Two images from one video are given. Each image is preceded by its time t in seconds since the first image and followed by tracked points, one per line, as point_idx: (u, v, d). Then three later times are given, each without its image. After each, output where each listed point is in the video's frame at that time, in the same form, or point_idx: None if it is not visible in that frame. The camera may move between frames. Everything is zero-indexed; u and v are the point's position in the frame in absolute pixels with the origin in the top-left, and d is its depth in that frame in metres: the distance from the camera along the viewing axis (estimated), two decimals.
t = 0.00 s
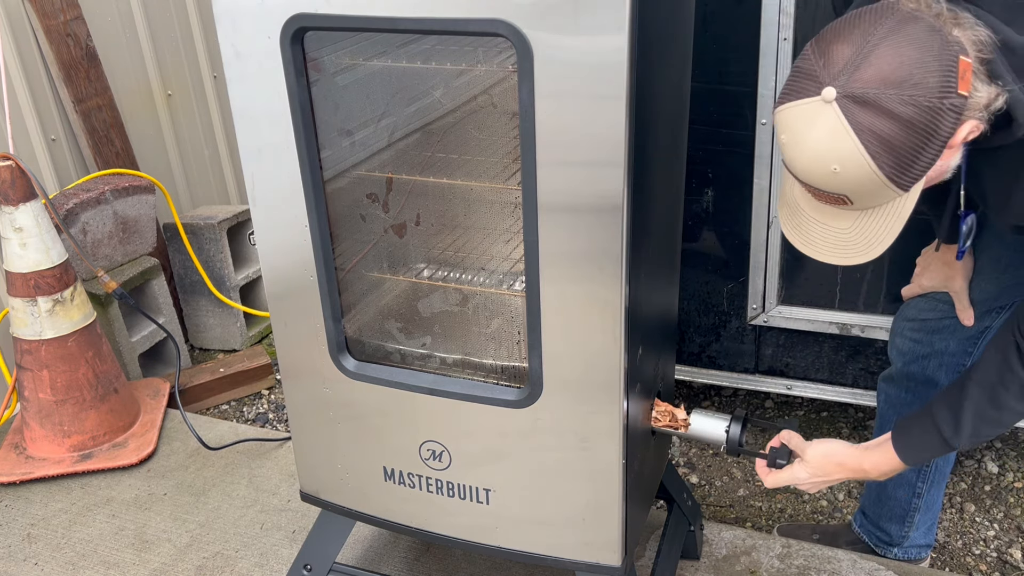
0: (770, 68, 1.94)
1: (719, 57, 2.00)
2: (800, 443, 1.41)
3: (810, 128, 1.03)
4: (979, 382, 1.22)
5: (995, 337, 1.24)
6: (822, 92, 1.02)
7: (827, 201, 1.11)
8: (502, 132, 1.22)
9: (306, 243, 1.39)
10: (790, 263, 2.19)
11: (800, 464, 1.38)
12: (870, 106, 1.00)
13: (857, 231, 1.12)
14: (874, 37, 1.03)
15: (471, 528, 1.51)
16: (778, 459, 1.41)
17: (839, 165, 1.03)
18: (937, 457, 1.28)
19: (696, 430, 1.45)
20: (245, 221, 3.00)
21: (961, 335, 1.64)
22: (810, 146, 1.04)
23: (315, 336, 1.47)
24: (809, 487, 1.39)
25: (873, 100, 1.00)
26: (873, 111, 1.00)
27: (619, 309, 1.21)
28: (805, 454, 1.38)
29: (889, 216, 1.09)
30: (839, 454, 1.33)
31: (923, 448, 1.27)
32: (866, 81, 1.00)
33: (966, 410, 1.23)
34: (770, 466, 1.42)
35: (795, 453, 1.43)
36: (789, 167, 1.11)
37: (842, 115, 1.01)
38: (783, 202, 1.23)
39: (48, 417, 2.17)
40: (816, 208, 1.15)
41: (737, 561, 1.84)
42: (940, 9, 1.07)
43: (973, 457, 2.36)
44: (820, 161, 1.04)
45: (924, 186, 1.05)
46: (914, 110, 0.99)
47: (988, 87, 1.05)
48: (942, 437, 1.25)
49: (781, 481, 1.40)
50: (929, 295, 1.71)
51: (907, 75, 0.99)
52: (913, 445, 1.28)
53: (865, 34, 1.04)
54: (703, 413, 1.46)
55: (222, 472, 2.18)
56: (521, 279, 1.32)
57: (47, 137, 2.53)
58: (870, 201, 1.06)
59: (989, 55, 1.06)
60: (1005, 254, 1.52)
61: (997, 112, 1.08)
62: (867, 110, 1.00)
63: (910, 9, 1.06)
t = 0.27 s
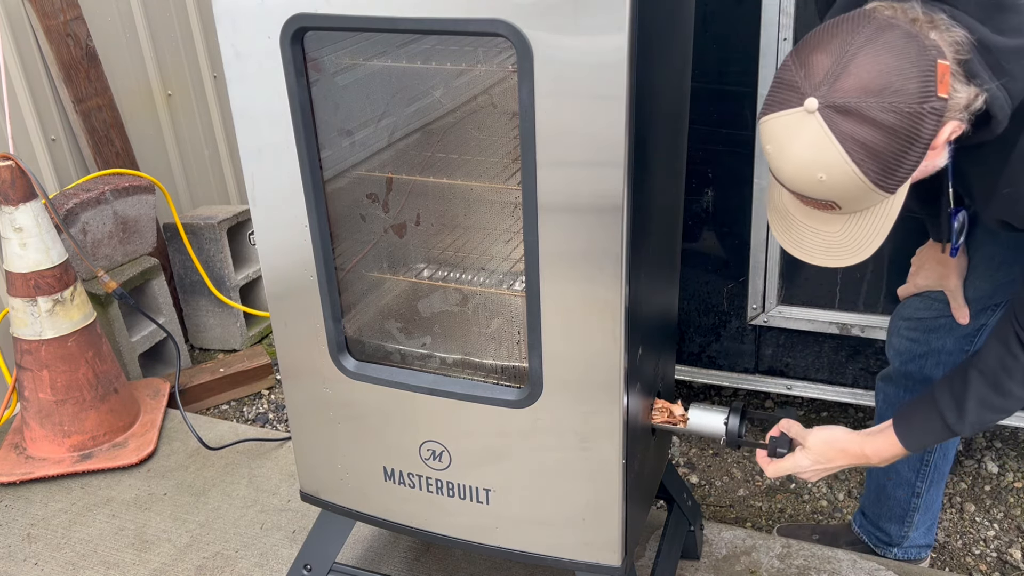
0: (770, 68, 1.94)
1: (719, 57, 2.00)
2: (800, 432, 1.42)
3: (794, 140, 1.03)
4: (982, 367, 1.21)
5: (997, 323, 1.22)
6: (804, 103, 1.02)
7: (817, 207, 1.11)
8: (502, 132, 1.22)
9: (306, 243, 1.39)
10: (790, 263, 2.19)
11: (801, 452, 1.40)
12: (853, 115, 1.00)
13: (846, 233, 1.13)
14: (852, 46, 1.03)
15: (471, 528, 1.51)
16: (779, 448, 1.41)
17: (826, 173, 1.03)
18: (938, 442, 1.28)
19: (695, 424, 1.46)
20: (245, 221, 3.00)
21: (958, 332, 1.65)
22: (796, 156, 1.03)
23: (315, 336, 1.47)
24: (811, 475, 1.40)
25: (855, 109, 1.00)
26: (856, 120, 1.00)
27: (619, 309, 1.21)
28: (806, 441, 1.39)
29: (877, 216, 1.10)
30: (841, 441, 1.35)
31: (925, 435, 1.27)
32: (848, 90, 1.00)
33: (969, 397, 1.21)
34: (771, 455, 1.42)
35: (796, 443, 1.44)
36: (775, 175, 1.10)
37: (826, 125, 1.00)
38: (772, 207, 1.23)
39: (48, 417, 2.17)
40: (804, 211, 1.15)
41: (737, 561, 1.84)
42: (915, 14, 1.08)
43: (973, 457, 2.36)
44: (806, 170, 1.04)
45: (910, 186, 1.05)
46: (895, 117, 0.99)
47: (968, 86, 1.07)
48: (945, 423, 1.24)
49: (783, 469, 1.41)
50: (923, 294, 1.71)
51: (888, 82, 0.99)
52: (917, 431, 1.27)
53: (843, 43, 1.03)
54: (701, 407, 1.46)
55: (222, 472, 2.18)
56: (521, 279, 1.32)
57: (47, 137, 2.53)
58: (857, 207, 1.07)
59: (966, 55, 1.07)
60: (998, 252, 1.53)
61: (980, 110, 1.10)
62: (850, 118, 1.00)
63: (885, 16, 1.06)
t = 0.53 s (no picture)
0: (769, 68, 1.94)
1: (719, 57, 2.00)
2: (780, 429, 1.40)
3: (790, 156, 1.03)
4: (961, 364, 1.20)
5: (983, 321, 1.20)
6: (798, 119, 1.02)
7: (815, 217, 1.12)
8: (502, 132, 1.22)
9: (306, 243, 1.39)
10: (790, 262, 2.19)
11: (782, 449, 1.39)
12: (847, 129, 1.00)
13: (846, 240, 1.14)
14: (841, 60, 1.03)
15: (471, 528, 1.51)
16: (760, 447, 1.41)
17: (825, 187, 1.03)
18: (921, 441, 1.27)
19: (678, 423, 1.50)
20: (245, 221, 3.00)
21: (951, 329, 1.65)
22: (793, 171, 1.04)
23: (315, 336, 1.47)
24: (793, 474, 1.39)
25: (849, 123, 1.00)
26: (851, 134, 1.00)
27: (619, 308, 1.21)
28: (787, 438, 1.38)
29: (875, 224, 1.11)
30: (823, 439, 1.33)
31: (907, 431, 1.26)
32: (840, 104, 1.00)
33: (948, 393, 1.21)
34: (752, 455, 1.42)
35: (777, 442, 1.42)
36: (773, 189, 1.11)
37: (821, 140, 1.00)
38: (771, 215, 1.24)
39: (48, 418, 2.17)
40: (802, 220, 1.16)
41: (737, 561, 1.84)
42: (899, 22, 1.09)
43: (973, 457, 2.36)
44: (805, 185, 1.04)
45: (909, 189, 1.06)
46: (889, 129, 0.99)
47: (958, 89, 1.08)
48: (926, 421, 1.24)
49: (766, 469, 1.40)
50: (915, 292, 1.71)
51: (879, 95, 0.99)
52: (898, 428, 1.27)
53: (832, 57, 1.03)
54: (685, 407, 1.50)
55: (222, 472, 2.18)
56: (521, 279, 1.32)
57: (47, 137, 2.53)
58: (856, 217, 1.07)
59: (954, 59, 1.09)
60: (995, 252, 1.54)
61: (970, 113, 1.11)
62: (845, 132, 1.00)
63: (870, 28, 1.07)
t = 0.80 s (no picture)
0: (769, 68, 1.94)
1: (718, 57, 2.00)
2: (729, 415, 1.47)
3: (779, 163, 1.04)
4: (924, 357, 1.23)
5: (945, 317, 1.25)
6: (787, 127, 1.02)
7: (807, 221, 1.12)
8: (502, 132, 1.22)
9: (306, 243, 1.39)
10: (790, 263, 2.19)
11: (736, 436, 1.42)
12: (836, 136, 1.00)
13: (837, 242, 1.14)
14: (830, 67, 1.03)
15: (471, 529, 1.51)
16: (716, 437, 1.44)
17: (815, 194, 1.03)
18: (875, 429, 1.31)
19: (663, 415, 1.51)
20: (245, 221, 3.00)
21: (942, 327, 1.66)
22: (783, 178, 1.04)
23: (315, 336, 1.47)
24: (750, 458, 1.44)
25: (838, 130, 1.00)
26: (840, 140, 1.00)
27: (619, 308, 1.21)
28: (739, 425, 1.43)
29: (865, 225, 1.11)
30: (776, 423, 1.38)
31: (861, 419, 1.29)
32: (829, 111, 1.00)
33: (906, 384, 1.24)
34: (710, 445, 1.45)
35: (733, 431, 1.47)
36: (764, 194, 1.11)
37: (810, 147, 1.01)
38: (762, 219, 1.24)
39: (48, 417, 2.17)
40: (794, 222, 1.17)
41: (737, 561, 1.84)
42: (885, 28, 1.09)
43: (973, 457, 2.36)
44: (795, 190, 1.04)
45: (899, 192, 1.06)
46: (878, 135, 1.00)
47: (942, 95, 1.07)
48: (884, 412, 1.27)
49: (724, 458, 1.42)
50: (908, 291, 1.72)
51: (867, 101, 1.00)
52: (854, 414, 1.30)
53: (820, 64, 1.03)
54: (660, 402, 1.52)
55: (222, 472, 2.18)
56: (521, 279, 1.32)
57: (47, 137, 2.53)
58: (847, 220, 1.08)
59: (938, 65, 1.08)
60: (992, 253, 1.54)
61: (953, 119, 1.10)
62: (834, 139, 1.00)
63: (857, 34, 1.07)
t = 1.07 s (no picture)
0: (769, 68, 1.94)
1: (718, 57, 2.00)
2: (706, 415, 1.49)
3: (762, 158, 1.04)
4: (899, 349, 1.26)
5: (921, 310, 1.27)
6: (769, 121, 1.02)
7: (791, 215, 1.13)
8: (502, 133, 1.22)
9: (306, 243, 1.39)
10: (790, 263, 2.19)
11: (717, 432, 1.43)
12: (817, 130, 1.00)
13: (821, 234, 1.15)
14: (812, 62, 1.03)
15: (471, 528, 1.51)
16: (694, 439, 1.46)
17: (796, 186, 1.04)
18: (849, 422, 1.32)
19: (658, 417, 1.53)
20: (245, 221, 3.00)
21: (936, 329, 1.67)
22: (765, 172, 1.04)
23: (315, 336, 1.47)
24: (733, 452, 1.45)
25: (819, 124, 1.00)
26: (821, 135, 1.00)
27: (619, 308, 1.21)
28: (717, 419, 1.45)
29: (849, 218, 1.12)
30: (753, 415, 1.40)
31: (836, 408, 1.31)
32: (811, 106, 1.00)
33: (880, 374, 1.27)
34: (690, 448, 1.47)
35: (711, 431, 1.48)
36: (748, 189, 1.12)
37: (791, 142, 1.01)
38: (749, 212, 1.26)
39: (48, 417, 2.17)
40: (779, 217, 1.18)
41: (737, 561, 1.84)
42: (868, 26, 1.09)
43: (973, 457, 2.36)
44: (777, 184, 1.05)
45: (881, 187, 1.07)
46: (859, 130, 1.00)
47: (924, 91, 1.09)
48: (859, 403, 1.28)
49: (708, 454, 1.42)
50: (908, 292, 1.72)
51: (848, 97, 1.00)
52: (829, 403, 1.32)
53: (803, 60, 1.04)
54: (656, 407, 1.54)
55: (222, 472, 2.18)
56: (521, 279, 1.32)
57: (47, 137, 2.53)
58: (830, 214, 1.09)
59: (921, 62, 1.09)
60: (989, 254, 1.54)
61: (935, 116, 1.11)
62: (815, 133, 1.00)
63: (840, 31, 1.07)
